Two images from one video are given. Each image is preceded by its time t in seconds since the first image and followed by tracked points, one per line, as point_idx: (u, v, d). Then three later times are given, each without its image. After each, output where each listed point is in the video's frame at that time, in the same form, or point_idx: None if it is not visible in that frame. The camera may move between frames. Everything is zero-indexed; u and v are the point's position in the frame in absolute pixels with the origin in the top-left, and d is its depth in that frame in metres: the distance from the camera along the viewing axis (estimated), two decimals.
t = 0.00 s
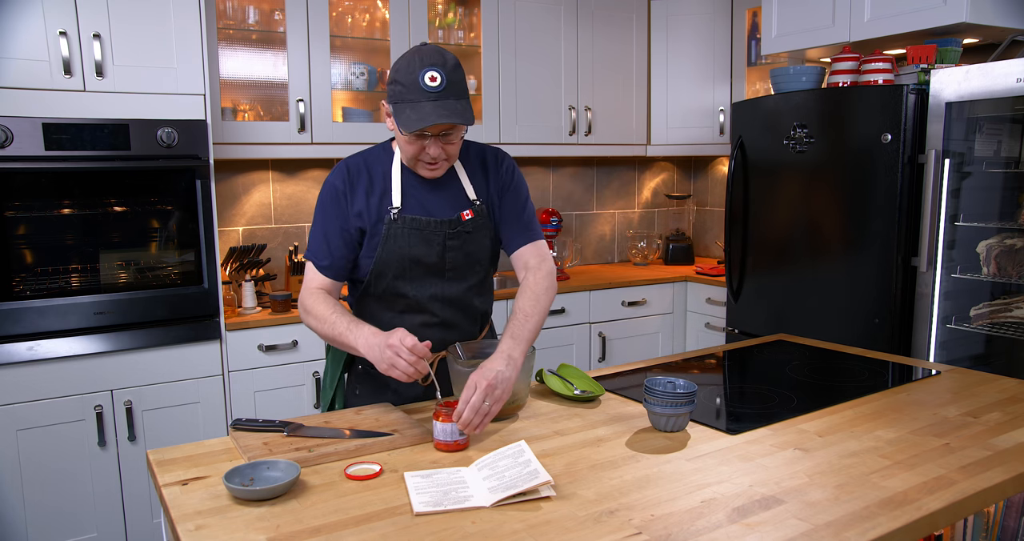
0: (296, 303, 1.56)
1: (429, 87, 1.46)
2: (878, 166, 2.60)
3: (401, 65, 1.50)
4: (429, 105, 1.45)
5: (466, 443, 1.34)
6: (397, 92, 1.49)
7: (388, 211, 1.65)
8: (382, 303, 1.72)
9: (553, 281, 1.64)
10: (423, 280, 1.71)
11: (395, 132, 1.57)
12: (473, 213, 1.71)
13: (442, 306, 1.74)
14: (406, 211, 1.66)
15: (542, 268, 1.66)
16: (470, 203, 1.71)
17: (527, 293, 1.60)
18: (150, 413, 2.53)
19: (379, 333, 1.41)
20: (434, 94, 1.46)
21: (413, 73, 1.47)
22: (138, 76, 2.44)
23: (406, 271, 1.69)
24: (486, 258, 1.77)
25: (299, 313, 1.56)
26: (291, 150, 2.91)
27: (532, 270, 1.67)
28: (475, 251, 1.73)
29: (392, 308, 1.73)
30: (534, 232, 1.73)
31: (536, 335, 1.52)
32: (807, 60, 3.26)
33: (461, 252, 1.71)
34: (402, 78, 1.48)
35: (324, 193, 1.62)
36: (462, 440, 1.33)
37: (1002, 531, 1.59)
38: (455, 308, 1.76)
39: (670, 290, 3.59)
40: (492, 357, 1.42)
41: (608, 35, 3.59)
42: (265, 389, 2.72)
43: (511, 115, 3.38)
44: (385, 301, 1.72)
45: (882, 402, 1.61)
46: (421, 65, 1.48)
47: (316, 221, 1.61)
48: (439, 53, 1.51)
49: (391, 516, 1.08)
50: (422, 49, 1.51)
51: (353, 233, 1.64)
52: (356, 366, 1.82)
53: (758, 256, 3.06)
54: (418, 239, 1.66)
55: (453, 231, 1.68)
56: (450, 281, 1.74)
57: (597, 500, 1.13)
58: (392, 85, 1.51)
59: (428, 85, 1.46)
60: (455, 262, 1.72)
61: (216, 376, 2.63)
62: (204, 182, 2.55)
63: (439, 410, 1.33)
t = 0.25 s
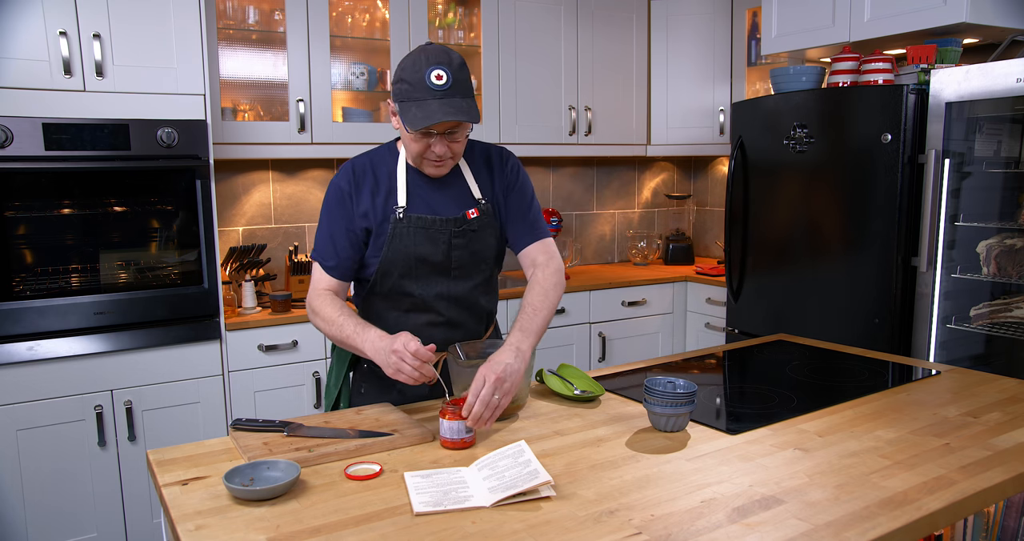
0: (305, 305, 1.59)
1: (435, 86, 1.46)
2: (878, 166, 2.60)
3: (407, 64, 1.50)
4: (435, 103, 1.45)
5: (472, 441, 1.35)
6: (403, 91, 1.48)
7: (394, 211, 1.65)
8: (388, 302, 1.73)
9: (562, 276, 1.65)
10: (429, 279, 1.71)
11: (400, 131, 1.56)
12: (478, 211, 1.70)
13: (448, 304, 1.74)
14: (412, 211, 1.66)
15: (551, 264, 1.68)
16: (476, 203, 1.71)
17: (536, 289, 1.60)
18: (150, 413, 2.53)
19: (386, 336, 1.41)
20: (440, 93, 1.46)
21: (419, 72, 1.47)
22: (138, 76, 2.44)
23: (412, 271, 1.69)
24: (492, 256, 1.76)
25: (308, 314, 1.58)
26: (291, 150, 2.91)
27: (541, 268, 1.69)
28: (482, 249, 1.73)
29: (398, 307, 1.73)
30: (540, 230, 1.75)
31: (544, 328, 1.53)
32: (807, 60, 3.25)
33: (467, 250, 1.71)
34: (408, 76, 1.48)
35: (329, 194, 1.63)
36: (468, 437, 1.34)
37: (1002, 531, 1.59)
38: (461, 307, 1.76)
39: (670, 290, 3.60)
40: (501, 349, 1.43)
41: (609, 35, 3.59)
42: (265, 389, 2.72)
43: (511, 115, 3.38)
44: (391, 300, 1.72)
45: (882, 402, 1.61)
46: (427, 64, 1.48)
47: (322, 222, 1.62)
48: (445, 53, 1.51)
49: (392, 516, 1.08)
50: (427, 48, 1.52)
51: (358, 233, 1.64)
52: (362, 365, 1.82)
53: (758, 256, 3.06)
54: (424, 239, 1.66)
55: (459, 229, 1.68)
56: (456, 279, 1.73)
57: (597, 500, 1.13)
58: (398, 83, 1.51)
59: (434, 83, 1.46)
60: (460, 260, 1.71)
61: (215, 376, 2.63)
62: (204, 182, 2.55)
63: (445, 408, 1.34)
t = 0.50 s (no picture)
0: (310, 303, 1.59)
1: (437, 84, 1.46)
2: (878, 166, 2.60)
3: (409, 62, 1.50)
4: (436, 101, 1.45)
5: (472, 441, 1.35)
6: (405, 88, 1.48)
7: (397, 210, 1.65)
8: (392, 301, 1.72)
9: (567, 274, 1.67)
10: (431, 277, 1.71)
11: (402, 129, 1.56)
12: (481, 211, 1.70)
13: (450, 303, 1.73)
14: (414, 210, 1.66)
15: (554, 262, 1.69)
16: (479, 204, 1.71)
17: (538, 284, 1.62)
18: (150, 413, 2.53)
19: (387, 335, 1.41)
20: (442, 90, 1.46)
21: (421, 69, 1.47)
22: (138, 76, 2.44)
23: (414, 270, 1.69)
24: (495, 255, 1.75)
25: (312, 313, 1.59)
26: (291, 150, 2.91)
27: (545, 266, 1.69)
28: (484, 248, 1.72)
29: (401, 306, 1.73)
30: (544, 229, 1.75)
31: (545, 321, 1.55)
32: (807, 60, 3.25)
33: (469, 249, 1.70)
34: (410, 73, 1.48)
35: (333, 194, 1.64)
36: (468, 437, 1.34)
37: (1002, 531, 1.59)
38: (464, 307, 1.75)
39: (670, 290, 3.59)
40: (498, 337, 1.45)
41: (609, 35, 3.59)
42: (265, 389, 2.72)
43: (511, 114, 3.38)
44: (394, 299, 1.72)
45: (882, 402, 1.61)
46: (429, 62, 1.48)
47: (325, 222, 1.63)
48: (447, 51, 1.51)
49: (391, 515, 1.08)
50: (430, 46, 1.52)
51: (361, 232, 1.65)
52: (366, 363, 1.82)
53: (758, 256, 3.06)
54: (425, 236, 1.66)
55: (461, 228, 1.68)
56: (458, 279, 1.73)
57: (597, 500, 1.13)
58: (400, 81, 1.51)
59: (435, 81, 1.46)
60: (462, 259, 1.71)
61: (215, 376, 2.63)
62: (204, 182, 2.55)
63: (445, 409, 1.34)
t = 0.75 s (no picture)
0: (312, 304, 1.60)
1: (437, 80, 1.46)
2: (878, 166, 2.60)
3: (409, 59, 1.50)
4: (436, 97, 1.45)
5: (472, 441, 1.35)
6: (405, 85, 1.49)
7: (398, 209, 1.65)
8: (391, 300, 1.72)
9: (565, 273, 1.65)
10: (430, 277, 1.71)
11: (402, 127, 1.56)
12: (481, 210, 1.70)
13: (450, 302, 1.73)
14: (414, 209, 1.66)
15: (553, 261, 1.68)
16: (479, 203, 1.70)
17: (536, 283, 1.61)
18: (150, 413, 2.53)
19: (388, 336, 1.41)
20: (442, 87, 1.46)
21: (421, 66, 1.47)
22: (138, 76, 2.44)
23: (415, 269, 1.69)
24: (494, 254, 1.75)
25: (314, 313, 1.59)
26: (291, 150, 2.91)
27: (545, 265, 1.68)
28: (484, 247, 1.72)
29: (401, 305, 1.73)
30: (544, 229, 1.75)
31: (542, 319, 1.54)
32: (807, 60, 3.25)
33: (468, 248, 1.70)
34: (410, 71, 1.48)
35: (335, 195, 1.64)
36: (468, 437, 1.34)
37: (1002, 531, 1.59)
38: (463, 306, 1.75)
39: (670, 290, 3.59)
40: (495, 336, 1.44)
41: (609, 35, 3.59)
42: (265, 389, 2.72)
43: (511, 114, 3.38)
44: (394, 298, 1.72)
45: (882, 402, 1.61)
46: (429, 60, 1.48)
47: (327, 222, 1.63)
48: (447, 49, 1.52)
49: (392, 516, 1.08)
50: (431, 45, 1.52)
51: (363, 232, 1.65)
52: (366, 362, 1.82)
53: (758, 256, 3.06)
54: (425, 235, 1.66)
55: (460, 226, 1.68)
56: (458, 278, 1.73)
57: (597, 500, 1.13)
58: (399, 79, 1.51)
59: (435, 78, 1.46)
60: (462, 258, 1.71)
61: (215, 376, 2.63)
62: (204, 182, 2.55)
63: (445, 409, 1.34)
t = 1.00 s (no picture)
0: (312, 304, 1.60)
1: (435, 80, 1.46)
2: (878, 166, 2.60)
3: (408, 59, 1.50)
4: (435, 97, 1.45)
5: (472, 441, 1.35)
6: (403, 85, 1.49)
7: (397, 209, 1.65)
8: (392, 300, 1.72)
9: (564, 272, 1.66)
10: (431, 277, 1.70)
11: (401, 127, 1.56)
12: (480, 210, 1.70)
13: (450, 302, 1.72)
14: (414, 209, 1.66)
15: (553, 260, 1.68)
16: (479, 203, 1.71)
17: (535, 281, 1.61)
18: (150, 413, 2.53)
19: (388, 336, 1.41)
20: (440, 86, 1.46)
21: (419, 66, 1.47)
22: (138, 76, 2.44)
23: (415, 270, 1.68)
24: (494, 254, 1.75)
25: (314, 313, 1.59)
26: (291, 150, 2.91)
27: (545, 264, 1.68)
28: (484, 246, 1.72)
29: (401, 305, 1.72)
30: (544, 228, 1.75)
31: (539, 318, 1.54)
32: (807, 60, 3.25)
33: (468, 247, 1.70)
34: (408, 70, 1.48)
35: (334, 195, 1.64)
36: (468, 437, 1.34)
37: (1002, 531, 1.59)
38: (464, 306, 1.74)
39: (670, 290, 3.59)
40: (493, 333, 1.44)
41: (609, 35, 3.59)
42: (265, 389, 2.72)
43: (511, 114, 3.38)
44: (394, 298, 1.71)
45: (882, 402, 1.61)
46: (427, 59, 1.48)
47: (326, 222, 1.63)
48: (445, 48, 1.52)
49: (392, 515, 1.08)
50: (429, 45, 1.52)
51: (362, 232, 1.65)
52: (366, 363, 1.82)
53: (758, 256, 3.06)
54: (425, 235, 1.65)
55: (459, 226, 1.67)
56: (458, 278, 1.72)
57: (598, 500, 1.13)
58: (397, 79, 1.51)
59: (434, 77, 1.46)
60: (462, 258, 1.70)
61: (215, 376, 2.63)
62: (204, 182, 2.55)
63: (445, 409, 1.34)
